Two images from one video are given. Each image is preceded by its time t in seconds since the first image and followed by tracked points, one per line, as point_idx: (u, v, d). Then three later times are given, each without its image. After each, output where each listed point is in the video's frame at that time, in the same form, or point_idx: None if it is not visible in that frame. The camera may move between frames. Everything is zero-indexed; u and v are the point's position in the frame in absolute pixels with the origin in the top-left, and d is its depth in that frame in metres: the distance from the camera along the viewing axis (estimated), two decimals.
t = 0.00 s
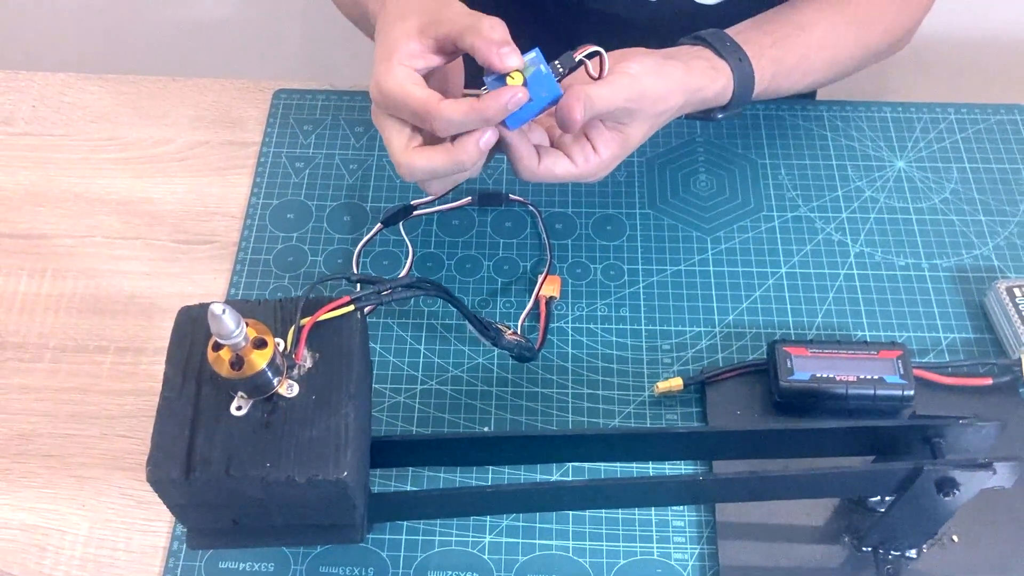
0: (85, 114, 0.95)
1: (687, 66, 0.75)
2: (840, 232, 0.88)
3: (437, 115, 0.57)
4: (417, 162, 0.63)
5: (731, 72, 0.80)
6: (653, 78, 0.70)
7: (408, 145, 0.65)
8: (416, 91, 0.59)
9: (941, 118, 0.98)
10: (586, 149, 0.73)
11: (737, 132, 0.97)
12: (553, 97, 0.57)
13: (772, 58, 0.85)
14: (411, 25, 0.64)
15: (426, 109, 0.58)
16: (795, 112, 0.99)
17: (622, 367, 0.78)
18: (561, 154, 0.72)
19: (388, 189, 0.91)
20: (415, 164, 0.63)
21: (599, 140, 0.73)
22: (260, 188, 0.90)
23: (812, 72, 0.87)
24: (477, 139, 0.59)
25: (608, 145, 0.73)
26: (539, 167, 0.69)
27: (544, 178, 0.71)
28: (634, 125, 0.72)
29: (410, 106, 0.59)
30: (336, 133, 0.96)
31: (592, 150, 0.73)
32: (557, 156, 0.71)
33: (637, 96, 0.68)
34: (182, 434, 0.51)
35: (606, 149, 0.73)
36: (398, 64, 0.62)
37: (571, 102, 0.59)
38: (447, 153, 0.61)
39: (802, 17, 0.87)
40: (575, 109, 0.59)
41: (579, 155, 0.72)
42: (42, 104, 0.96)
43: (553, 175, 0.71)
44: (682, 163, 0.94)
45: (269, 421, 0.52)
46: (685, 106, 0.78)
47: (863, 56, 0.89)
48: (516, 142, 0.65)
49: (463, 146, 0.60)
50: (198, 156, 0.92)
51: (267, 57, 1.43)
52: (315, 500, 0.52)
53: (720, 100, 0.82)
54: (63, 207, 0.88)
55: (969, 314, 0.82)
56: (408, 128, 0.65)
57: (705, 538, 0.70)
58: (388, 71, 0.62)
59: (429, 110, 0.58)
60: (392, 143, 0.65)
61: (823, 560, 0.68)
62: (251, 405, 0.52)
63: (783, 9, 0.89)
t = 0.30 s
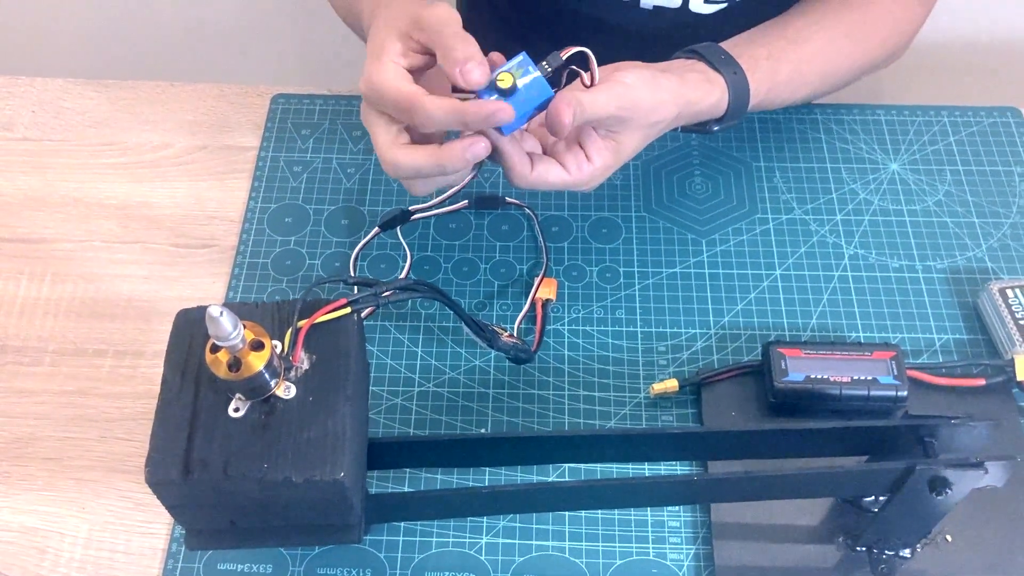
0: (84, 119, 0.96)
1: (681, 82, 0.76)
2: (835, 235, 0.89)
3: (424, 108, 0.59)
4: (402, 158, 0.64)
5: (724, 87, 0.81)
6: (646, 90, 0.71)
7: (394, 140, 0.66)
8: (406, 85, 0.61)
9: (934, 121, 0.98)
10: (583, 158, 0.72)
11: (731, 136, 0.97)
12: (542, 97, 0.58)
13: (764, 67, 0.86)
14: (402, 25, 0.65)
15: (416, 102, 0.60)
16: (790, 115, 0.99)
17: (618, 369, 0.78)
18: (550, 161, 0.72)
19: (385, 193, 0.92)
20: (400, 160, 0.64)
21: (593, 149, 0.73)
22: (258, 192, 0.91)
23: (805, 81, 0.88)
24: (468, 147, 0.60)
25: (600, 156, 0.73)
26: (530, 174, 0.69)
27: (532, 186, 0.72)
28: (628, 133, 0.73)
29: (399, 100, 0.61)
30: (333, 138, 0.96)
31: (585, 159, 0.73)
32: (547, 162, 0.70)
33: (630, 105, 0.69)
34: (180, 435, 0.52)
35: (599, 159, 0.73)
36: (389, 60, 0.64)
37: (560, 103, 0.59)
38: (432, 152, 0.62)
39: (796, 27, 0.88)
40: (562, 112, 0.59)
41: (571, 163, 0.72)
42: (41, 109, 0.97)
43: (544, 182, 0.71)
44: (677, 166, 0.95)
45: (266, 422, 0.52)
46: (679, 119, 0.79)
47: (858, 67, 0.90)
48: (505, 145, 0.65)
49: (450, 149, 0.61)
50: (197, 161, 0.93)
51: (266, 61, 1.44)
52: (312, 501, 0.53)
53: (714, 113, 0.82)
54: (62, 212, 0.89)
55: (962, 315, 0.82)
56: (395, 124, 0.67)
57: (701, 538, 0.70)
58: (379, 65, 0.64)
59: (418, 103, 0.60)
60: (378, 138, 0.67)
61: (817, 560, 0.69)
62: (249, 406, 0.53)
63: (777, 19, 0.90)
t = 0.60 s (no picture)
0: (80, 121, 0.96)
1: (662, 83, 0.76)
2: (830, 234, 0.89)
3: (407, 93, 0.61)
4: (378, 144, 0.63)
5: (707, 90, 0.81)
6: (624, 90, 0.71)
7: (371, 125, 0.65)
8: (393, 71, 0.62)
9: (930, 121, 0.99)
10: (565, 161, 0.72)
11: (727, 136, 0.97)
12: (519, 99, 0.59)
13: (757, 69, 0.86)
14: (391, 24, 0.68)
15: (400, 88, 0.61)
16: (786, 115, 0.99)
17: (614, 369, 0.78)
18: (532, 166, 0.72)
19: (382, 194, 0.92)
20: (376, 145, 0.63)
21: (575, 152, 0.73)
22: (255, 193, 0.91)
23: (798, 83, 0.88)
24: (444, 142, 0.60)
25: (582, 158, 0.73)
26: (513, 178, 0.69)
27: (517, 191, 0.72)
28: (609, 134, 0.73)
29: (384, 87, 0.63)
30: (330, 139, 0.96)
31: (568, 162, 0.73)
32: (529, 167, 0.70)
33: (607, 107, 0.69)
34: (175, 434, 0.52)
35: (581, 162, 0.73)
36: (377, 48, 0.65)
37: (537, 105, 0.60)
38: (409, 139, 0.61)
39: (789, 29, 0.88)
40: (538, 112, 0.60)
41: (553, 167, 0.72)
42: (38, 111, 0.97)
43: (528, 186, 0.71)
44: (673, 166, 0.95)
45: (261, 421, 0.52)
46: (662, 120, 0.79)
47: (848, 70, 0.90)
48: (485, 151, 0.65)
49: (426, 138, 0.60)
50: (193, 162, 0.93)
51: (264, 63, 1.45)
52: (307, 500, 0.53)
53: (697, 114, 0.83)
54: (58, 213, 0.89)
55: (958, 314, 0.82)
56: (373, 111, 0.66)
57: (697, 538, 0.70)
58: (367, 51, 0.65)
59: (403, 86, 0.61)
60: (354, 123, 0.65)
61: (813, 559, 0.69)
62: (243, 405, 0.53)
63: (770, 21, 0.90)
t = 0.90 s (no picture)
0: (80, 123, 0.96)
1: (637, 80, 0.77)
2: (827, 236, 0.89)
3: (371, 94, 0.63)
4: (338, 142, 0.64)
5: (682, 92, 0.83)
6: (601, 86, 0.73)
7: (333, 124, 0.67)
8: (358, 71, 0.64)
9: (926, 122, 0.99)
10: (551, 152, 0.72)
11: (724, 138, 0.98)
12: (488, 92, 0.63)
13: (750, 71, 0.87)
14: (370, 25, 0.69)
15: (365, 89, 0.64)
16: (783, 117, 1.00)
17: (612, 370, 0.79)
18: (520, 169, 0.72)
19: (380, 196, 0.92)
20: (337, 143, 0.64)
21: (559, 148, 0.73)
22: (253, 195, 0.91)
23: (791, 83, 0.89)
24: (402, 142, 0.61)
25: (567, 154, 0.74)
26: (504, 183, 0.69)
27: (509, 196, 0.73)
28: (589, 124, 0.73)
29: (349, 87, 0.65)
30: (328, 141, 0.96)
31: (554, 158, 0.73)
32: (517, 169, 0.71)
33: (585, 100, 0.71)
34: (175, 436, 0.52)
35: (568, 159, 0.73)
36: (347, 46, 0.67)
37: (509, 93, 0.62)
38: (369, 137, 0.63)
39: (784, 31, 0.88)
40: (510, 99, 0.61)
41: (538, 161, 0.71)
42: (37, 114, 0.97)
43: (521, 189, 0.71)
44: (671, 168, 0.95)
45: (260, 423, 0.53)
46: (639, 115, 0.80)
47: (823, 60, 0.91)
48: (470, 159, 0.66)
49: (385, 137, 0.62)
50: (192, 165, 0.93)
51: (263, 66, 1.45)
52: (307, 501, 0.53)
53: (675, 110, 0.83)
54: (57, 216, 0.89)
55: (955, 315, 0.83)
56: (335, 110, 0.68)
57: (694, 538, 0.71)
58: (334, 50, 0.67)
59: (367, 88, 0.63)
60: (316, 120, 0.67)
61: (811, 559, 0.69)
62: (243, 407, 0.53)
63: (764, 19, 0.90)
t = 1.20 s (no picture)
0: (79, 122, 0.97)
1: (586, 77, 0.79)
2: (824, 233, 0.89)
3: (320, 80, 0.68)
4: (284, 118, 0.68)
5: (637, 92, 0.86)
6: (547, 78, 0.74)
7: (280, 98, 0.70)
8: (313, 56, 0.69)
9: (922, 120, 0.99)
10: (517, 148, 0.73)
11: (720, 137, 0.98)
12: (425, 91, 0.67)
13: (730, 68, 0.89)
14: (334, 19, 0.74)
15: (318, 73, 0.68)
16: (780, 115, 1.00)
17: (609, 367, 0.79)
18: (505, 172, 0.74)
19: (378, 194, 0.92)
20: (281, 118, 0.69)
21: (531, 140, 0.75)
22: (251, 194, 0.91)
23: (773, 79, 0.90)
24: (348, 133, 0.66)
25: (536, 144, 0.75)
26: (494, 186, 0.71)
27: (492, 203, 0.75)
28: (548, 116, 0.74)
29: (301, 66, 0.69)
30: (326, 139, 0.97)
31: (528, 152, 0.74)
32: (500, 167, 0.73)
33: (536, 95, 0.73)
34: (172, 431, 0.52)
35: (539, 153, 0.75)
36: (305, 28, 0.71)
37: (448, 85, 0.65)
38: (316, 121, 0.68)
39: (773, 29, 0.90)
40: (453, 89, 0.64)
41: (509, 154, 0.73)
42: (36, 113, 0.97)
43: (510, 186, 0.72)
44: (667, 166, 0.96)
45: (257, 418, 0.53)
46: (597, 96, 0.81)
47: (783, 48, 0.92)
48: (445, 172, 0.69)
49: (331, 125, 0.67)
50: (190, 163, 0.93)
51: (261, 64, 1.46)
52: (304, 497, 0.53)
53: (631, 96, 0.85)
54: (56, 214, 0.89)
55: (951, 312, 0.83)
56: (283, 83, 0.72)
57: (691, 534, 0.71)
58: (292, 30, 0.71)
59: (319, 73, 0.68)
60: (264, 90, 0.71)
61: (807, 555, 0.69)
62: (240, 403, 0.53)
63: (750, 14, 0.92)
